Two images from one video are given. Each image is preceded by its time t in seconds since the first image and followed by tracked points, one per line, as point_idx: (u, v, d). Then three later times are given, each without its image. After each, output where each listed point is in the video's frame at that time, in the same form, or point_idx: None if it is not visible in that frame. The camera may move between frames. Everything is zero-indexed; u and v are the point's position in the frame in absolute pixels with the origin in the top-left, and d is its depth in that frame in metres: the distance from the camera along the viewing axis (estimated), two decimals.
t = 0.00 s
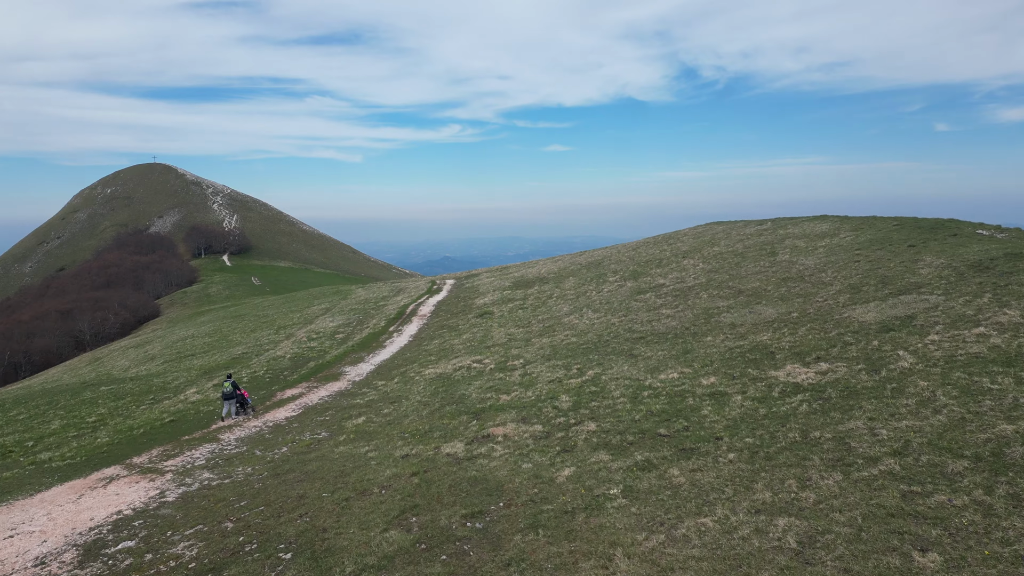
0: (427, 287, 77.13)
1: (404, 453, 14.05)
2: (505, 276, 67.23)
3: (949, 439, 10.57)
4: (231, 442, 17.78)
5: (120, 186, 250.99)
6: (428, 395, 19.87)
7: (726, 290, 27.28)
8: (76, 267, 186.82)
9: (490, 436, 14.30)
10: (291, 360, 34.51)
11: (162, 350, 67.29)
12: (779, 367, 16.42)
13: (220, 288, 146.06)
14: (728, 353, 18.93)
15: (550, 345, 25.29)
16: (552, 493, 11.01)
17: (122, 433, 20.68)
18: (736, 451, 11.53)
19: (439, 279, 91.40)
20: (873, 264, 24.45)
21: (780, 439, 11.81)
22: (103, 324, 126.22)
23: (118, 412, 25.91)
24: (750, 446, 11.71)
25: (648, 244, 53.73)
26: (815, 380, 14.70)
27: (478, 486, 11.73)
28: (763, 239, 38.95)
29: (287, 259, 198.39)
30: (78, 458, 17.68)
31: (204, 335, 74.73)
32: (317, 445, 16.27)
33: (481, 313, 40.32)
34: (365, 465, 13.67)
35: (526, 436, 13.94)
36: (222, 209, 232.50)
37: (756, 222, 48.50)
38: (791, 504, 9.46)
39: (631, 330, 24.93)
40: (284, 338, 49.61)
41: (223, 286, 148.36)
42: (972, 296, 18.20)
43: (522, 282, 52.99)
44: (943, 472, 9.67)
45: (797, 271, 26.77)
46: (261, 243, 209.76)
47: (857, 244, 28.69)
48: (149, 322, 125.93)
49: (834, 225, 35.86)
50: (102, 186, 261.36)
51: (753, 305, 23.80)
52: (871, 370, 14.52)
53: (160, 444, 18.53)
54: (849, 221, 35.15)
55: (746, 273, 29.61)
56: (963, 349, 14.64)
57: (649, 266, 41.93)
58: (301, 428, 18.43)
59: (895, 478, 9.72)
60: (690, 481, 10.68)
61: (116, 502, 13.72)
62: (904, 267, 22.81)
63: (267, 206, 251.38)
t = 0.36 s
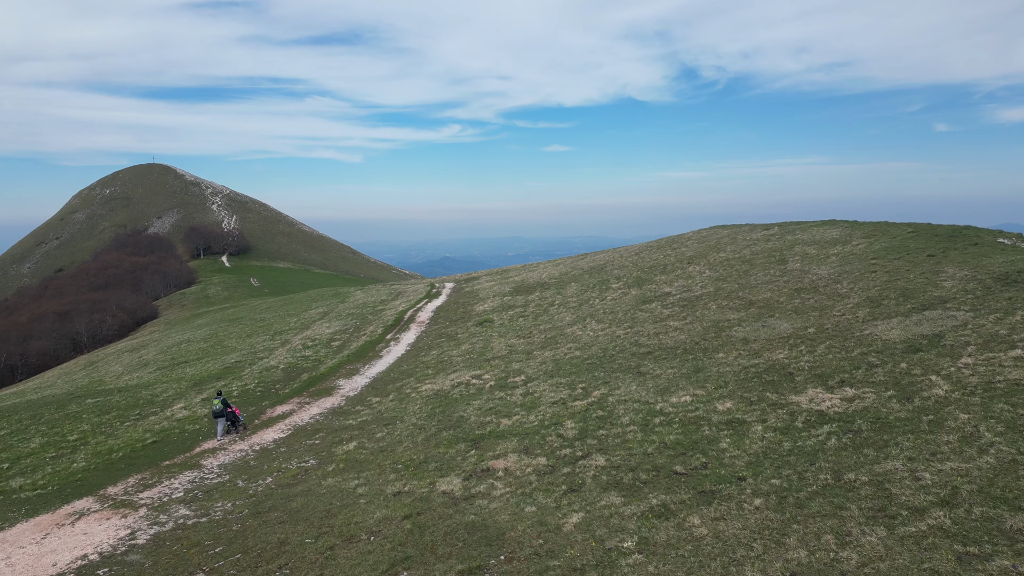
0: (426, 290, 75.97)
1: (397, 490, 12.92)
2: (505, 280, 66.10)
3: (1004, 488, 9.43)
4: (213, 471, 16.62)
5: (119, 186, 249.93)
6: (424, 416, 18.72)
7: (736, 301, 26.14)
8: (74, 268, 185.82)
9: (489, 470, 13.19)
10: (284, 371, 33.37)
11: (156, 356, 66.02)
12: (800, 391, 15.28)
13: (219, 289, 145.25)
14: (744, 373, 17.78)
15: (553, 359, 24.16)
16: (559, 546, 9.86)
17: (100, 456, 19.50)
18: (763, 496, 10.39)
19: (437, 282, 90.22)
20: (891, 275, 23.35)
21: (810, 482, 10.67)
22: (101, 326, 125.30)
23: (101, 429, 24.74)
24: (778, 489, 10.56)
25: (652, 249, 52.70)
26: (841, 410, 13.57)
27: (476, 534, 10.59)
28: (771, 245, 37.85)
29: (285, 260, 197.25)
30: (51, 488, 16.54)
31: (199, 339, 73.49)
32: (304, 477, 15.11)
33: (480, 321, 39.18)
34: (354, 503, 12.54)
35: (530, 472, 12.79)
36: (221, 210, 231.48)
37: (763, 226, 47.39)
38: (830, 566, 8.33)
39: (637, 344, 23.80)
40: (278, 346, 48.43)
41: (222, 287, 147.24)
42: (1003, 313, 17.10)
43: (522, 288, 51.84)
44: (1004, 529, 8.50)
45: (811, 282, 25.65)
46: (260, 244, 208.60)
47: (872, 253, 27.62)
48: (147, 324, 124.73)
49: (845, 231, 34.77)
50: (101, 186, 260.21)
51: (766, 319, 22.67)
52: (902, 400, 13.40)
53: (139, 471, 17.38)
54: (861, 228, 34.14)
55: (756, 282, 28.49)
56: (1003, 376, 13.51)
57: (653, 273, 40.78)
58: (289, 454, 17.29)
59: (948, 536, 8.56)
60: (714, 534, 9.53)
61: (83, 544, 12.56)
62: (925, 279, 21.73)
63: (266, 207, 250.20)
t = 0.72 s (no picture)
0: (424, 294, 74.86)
1: (388, 533, 11.80)
2: (504, 284, 64.99)
3: None
4: (192, 503, 15.45)
5: (118, 186, 248.79)
6: (420, 441, 17.61)
7: (746, 314, 25.02)
8: (72, 269, 184.69)
9: (489, 511, 12.07)
10: (276, 383, 32.13)
11: (150, 362, 64.71)
12: (824, 420, 14.17)
13: (217, 290, 144.33)
14: (761, 396, 16.64)
15: (555, 375, 22.98)
16: None
17: (74, 483, 18.31)
18: (796, 552, 9.25)
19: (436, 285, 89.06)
20: (911, 287, 22.26)
21: (848, 535, 9.53)
22: (98, 328, 124.22)
23: (82, 448, 23.57)
24: (812, 543, 9.42)
25: (655, 253, 51.66)
26: (872, 444, 12.46)
27: None
28: (778, 252, 36.76)
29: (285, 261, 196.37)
30: (19, 522, 15.41)
31: (194, 344, 72.19)
32: (288, 513, 13.94)
33: (479, 330, 38.04)
34: (340, 550, 11.41)
35: (533, 515, 11.65)
36: (220, 211, 230.47)
37: (769, 231, 46.32)
38: None
39: (644, 360, 22.66)
40: (273, 354, 47.24)
41: (220, 288, 146.17)
42: None
43: (522, 293, 50.65)
44: None
45: (825, 293, 24.54)
46: (259, 245, 207.46)
47: (888, 262, 26.54)
48: (145, 326, 123.51)
49: (856, 239, 33.67)
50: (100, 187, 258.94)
51: (781, 334, 21.52)
52: (939, 433, 12.29)
53: (115, 502, 16.24)
54: (873, 234, 33.09)
55: (767, 292, 27.36)
56: None
57: (657, 280, 39.65)
58: (275, 483, 16.16)
59: None
60: None
61: None
62: (949, 292, 20.64)
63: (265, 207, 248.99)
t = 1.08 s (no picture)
0: (423, 299, 73.69)
1: None
2: (504, 289, 63.89)
3: None
4: (167, 541, 14.30)
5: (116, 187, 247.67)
6: (415, 469, 16.47)
7: (758, 327, 23.89)
8: (69, 270, 183.45)
9: (488, 562, 10.92)
10: (267, 395, 31.00)
11: (144, 368, 63.59)
12: (853, 455, 13.03)
13: (216, 292, 143.37)
14: (780, 424, 15.48)
15: (558, 394, 21.86)
16: None
17: (46, 513, 17.16)
18: None
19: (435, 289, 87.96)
20: (933, 301, 21.15)
21: None
22: (96, 330, 123.14)
23: (60, 470, 22.37)
24: None
25: (659, 259, 50.59)
26: (911, 487, 11.31)
27: None
28: (787, 260, 35.66)
29: (284, 262, 195.20)
30: None
31: (189, 349, 71.07)
32: (269, 556, 12.81)
33: (479, 339, 36.92)
34: None
35: (537, 567, 10.52)
36: (219, 211, 229.35)
37: (775, 236, 45.22)
38: None
39: (651, 377, 21.54)
40: (267, 362, 46.09)
41: (219, 290, 145.08)
42: None
43: (523, 299, 49.52)
44: None
45: (840, 307, 23.43)
46: (258, 246, 206.33)
47: (905, 273, 25.45)
48: (142, 328, 122.41)
49: (868, 247, 32.58)
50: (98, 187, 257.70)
51: (796, 352, 20.40)
52: (984, 475, 11.15)
53: (86, 538, 15.08)
54: (886, 242, 32.04)
55: (779, 303, 26.24)
56: None
57: (661, 288, 38.51)
58: (258, 517, 15.02)
59: None
60: None
61: None
62: (975, 307, 19.54)
63: (264, 208, 247.86)
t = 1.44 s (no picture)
0: (422, 303, 72.58)
1: None
2: (504, 294, 62.76)
3: None
4: None
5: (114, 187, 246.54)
6: (410, 502, 15.37)
7: (771, 343, 22.76)
8: (67, 271, 182.41)
9: None
10: (259, 409, 29.87)
11: (138, 374, 62.43)
12: (888, 496, 11.89)
13: (215, 293, 142.44)
14: (803, 456, 14.35)
15: (561, 414, 20.75)
16: None
17: (15, 549, 16.05)
18: None
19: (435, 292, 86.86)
20: (958, 317, 20.05)
21: None
22: (93, 332, 122.11)
23: (37, 495, 21.24)
24: None
25: (663, 264, 49.54)
26: (958, 538, 10.19)
27: None
28: (797, 268, 34.56)
29: (283, 263, 194.14)
30: None
31: (184, 355, 69.94)
32: None
33: (478, 349, 35.82)
34: None
35: None
36: (218, 212, 228.24)
37: (782, 242, 44.14)
38: None
39: (661, 397, 20.42)
40: (262, 371, 44.96)
41: (217, 292, 144.01)
42: None
43: (523, 306, 48.40)
44: None
45: (858, 321, 22.31)
46: (256, 247, 205.20)
47: (925, 285, 24.34)
48: (139, 331, 121.34)
49: (882, 255, 31.48)
50: (97, 187, 256.27)
51: (815, 371, 19.29)
52: None
53: None
54: (900, 251, 31.01)
55: (792, 316, 25.13)
56: None
57: (666, 296, 37.39)
58: (239, 558, 13.88)
59: None
60: None
61: None
62: (1006, 325, 18.43)
63: (263, 208, 246.69)
